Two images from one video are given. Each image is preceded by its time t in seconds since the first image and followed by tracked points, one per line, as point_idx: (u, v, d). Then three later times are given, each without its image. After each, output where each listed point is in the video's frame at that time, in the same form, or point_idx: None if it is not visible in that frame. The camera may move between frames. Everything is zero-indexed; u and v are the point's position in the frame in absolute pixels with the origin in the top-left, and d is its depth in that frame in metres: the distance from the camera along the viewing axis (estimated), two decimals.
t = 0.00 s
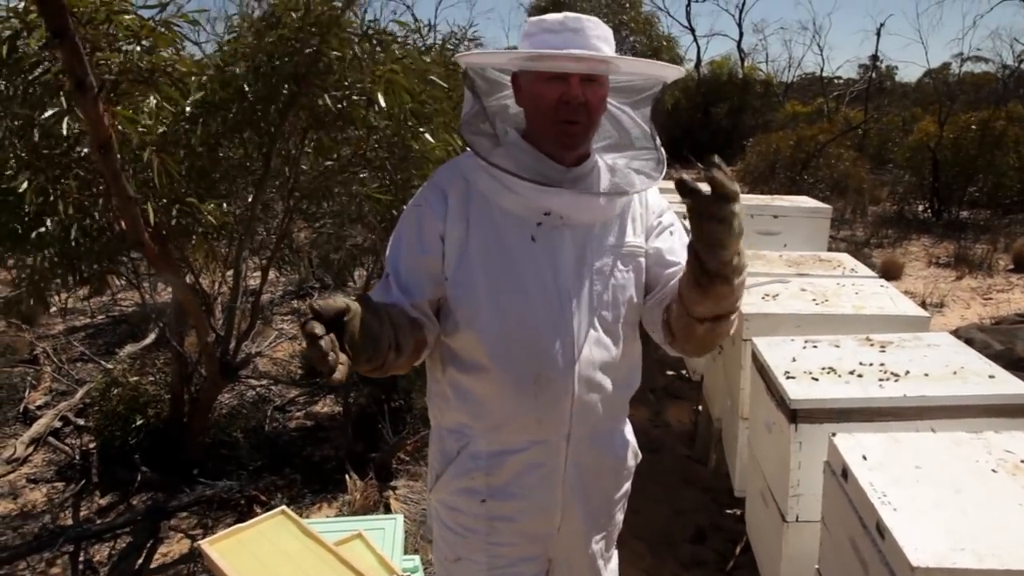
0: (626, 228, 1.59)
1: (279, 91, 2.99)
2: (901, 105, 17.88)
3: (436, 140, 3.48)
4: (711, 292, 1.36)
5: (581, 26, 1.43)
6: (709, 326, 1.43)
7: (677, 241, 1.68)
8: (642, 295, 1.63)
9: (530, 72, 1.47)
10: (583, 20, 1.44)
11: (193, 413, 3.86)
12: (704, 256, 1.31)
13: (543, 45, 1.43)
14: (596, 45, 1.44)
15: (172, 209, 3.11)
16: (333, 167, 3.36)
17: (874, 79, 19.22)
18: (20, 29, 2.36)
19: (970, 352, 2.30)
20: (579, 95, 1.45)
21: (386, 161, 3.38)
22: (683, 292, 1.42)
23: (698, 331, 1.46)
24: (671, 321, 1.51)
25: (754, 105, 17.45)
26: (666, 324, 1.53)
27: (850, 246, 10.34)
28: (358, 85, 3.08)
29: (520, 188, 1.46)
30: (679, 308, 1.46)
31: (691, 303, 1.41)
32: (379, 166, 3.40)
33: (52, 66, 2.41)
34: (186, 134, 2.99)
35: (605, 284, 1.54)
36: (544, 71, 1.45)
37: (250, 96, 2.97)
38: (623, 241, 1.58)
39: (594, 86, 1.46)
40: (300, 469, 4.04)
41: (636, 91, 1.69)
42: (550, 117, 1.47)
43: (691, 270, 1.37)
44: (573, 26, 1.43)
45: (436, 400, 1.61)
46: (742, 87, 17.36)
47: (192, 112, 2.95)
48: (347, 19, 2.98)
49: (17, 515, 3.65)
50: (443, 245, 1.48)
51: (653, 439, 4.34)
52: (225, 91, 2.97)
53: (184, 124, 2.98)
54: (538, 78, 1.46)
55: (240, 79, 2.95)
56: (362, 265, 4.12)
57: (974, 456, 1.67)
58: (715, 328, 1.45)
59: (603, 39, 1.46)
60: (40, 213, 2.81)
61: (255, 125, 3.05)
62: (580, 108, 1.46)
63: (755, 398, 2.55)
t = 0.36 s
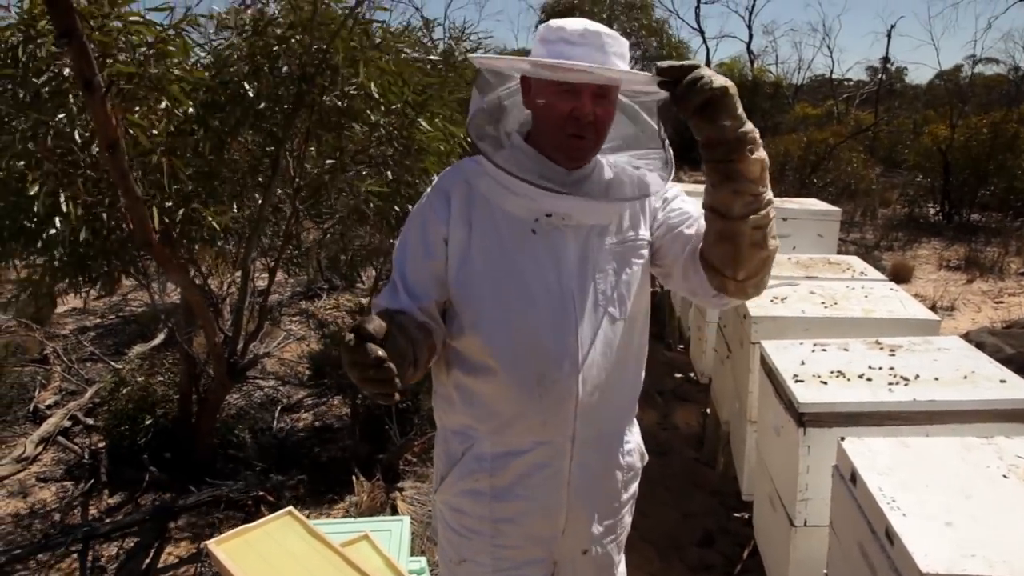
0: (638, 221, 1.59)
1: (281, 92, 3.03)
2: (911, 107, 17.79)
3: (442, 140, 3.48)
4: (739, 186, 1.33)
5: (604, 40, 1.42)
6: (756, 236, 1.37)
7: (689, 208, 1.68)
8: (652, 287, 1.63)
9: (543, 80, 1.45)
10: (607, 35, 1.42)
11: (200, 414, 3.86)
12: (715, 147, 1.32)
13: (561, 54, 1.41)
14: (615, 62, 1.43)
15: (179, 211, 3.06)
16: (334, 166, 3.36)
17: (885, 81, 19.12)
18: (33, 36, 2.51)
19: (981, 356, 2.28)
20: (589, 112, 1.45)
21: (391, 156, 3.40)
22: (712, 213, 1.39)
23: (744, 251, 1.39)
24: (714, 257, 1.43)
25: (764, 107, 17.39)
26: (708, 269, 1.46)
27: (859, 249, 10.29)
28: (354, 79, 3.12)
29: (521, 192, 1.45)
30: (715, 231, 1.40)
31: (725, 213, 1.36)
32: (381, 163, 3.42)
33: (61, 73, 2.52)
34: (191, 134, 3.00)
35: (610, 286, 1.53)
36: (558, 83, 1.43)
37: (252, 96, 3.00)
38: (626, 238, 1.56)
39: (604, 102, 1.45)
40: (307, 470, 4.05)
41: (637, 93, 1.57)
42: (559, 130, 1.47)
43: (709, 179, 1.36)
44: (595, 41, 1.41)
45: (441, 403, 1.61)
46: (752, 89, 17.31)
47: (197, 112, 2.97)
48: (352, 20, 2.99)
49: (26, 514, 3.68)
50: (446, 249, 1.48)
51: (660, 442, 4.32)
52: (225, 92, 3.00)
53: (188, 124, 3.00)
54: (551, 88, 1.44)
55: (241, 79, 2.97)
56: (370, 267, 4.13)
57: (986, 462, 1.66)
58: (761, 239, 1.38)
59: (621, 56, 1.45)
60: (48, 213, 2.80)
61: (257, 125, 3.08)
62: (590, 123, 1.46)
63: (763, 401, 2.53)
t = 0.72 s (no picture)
0: (639, 219, 1.57)
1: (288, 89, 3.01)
2: (918, 106, 17.70)
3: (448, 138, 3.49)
4: (766, 161, 1.32)
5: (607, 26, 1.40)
6: (779, 214, 1.36)
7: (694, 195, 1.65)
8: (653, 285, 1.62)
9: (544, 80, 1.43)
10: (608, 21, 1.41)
11: (205, 409, 3.87)
12: (745, 119, 1.32)
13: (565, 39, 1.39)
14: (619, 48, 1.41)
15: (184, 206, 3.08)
16: (342, 164, 3.36)
17: (892, 79, 19.05)
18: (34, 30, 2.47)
19: (988, 356, 2.27)
20: (585, 129, 1.43)
21: (398, 157, 3.41)
22: (734, 191, 1.37)
23: (766, 230, 1.37)
24: (731, 239, 1.41)
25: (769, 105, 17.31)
26: (725, 252, 1.44)
27: (865, 247, 10.25)
28: (366, 79, 3.11)
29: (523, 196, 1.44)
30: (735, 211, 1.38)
31: (750, 190, 1.35)
32: (391, 163, 3.44)
33: (63, 66, 2.45)
34: (199, 129, 2.99)
35: (613, 286, 1.52)
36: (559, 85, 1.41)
37: (260, 92, 2.97)
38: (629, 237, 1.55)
39: (600, 120, 1.43)
40: (311, 466, 4.05)
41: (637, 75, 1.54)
42: (554, 140, 1.44)
43: (732, 156, 1.35)
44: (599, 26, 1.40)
45: (443, 400, 1.61)
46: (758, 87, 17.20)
47: (204, 107, 2.95)
48: (359, 16, 2.98)
49: (31, 508, 3.69)
50: (446, 251, 1.47)
51: (665, 440, 4.31)
52: (235, 88, 2.97)
53: (197, 120, 2.98)
54: (551, 92, 1.42)
55: (249, 76, 2.94)
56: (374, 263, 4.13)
57: (993, 463, 1.64)
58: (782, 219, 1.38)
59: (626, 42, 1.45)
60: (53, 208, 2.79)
61: (264, 121, 3.06)
62: (585, 138, 1.43)
63: (768, 399, 2.53)
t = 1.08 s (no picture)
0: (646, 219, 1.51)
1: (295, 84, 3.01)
2: (925, 103, 17.62)
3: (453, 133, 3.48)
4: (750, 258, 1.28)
5: (593, 26, 1.34)
6: (757, 297, 1.34)
7: (705, 212, 1.57)
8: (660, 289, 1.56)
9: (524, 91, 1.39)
10: (593, 19, 1.34)
11: (210, 405, 3.86)
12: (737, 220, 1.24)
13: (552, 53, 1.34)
14: (610, 49, 1.36)
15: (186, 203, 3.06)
16: (349, 159, 3.35)
17: (900, 75, 18.95)
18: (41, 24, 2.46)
19: (998, 353, 2.25)
20: (574, 118, 1.38)
21: (406, 154, 3.41)
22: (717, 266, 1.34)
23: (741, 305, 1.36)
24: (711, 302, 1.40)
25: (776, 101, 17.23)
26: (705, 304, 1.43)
27: (872, 244, 10.21)
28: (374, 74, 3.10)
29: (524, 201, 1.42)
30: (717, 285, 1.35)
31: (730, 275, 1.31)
32: (398, 160, 3.43)
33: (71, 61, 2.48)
34: (207, 124, 2.99)
35: (623, 285, 1.49)
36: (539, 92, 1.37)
37: (268, 87, 2.97)
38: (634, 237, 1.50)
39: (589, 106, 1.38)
40: (316, 461, 4.05)
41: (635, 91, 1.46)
42: (547, 132, 1.42)
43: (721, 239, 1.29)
44: (584, 29, 1.33)
45: (450, 397, 1.60)
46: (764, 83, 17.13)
47: (212, 102, 2.96)
48: (365, 9, 2.96)
49: (37, 502, 3.70)
50: (451, 250, 1.46)
51: (670, 437, 4.30)
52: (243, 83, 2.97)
53: (205, 115, 2.98)
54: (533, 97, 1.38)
55: (256, 71, 2.94)
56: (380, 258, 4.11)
57: (1004, 461, 1.63)
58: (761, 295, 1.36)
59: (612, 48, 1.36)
60: (60, 203, 2.78)
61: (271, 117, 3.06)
62: (575, 126, 1.39)
63: (776, 396, 2.51)
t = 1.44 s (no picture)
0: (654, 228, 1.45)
1: (297, 81, 3.02)
2: (929, 98, 17.55)
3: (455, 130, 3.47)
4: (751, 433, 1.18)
5: (594, 57, 1.26)
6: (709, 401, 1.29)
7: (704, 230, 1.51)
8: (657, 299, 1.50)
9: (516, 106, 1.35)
10: (596, 47, 1.26)
11: (213, 404, 3.86)
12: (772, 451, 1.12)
13: (548, 82, 1.28)
14: (612, 79, 1.29)
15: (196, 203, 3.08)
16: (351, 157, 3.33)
17: (903, 70, 18.89)
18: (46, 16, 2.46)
19: (1005, 349, 2.23)
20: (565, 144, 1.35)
21: (406, 147, 3.37)
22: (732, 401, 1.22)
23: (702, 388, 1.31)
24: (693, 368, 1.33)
25: (779, 97, 17.18)
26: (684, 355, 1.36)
27: (876, 240, 10.18)
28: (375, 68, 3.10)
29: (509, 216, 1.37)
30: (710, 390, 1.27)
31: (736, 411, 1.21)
32: (399, 153, 3.40)
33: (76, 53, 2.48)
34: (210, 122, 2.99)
35: (620, 295, 1.45)
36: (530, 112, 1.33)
37: (270, 84, 2.97)
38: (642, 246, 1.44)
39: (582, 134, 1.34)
40: (320, 460, 4.04)
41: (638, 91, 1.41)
42: (541, 151, 1.38)
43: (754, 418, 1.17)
44: (585, 59, 1.26)
45: (451, 390, 1.59)
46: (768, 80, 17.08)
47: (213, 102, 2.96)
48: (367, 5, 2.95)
49: (41, 501, 3.70)
50: (450, 246, 1.45)
51: (674, 434, 4.28)
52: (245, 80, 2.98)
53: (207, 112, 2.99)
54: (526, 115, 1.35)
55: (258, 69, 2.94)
56: (382, 256, 4.10)
57: (1012, 457, 1.61)
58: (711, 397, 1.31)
59: (614, 74, 1.29)
60: (63, 202, 2.78)
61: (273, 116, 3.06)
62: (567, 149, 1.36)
63: (780, 395, 2.50)
